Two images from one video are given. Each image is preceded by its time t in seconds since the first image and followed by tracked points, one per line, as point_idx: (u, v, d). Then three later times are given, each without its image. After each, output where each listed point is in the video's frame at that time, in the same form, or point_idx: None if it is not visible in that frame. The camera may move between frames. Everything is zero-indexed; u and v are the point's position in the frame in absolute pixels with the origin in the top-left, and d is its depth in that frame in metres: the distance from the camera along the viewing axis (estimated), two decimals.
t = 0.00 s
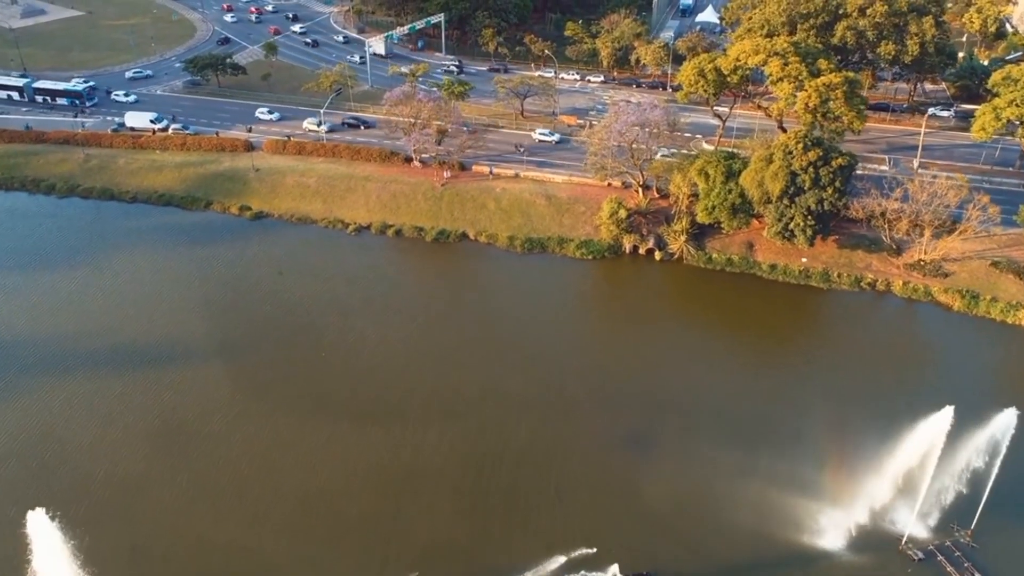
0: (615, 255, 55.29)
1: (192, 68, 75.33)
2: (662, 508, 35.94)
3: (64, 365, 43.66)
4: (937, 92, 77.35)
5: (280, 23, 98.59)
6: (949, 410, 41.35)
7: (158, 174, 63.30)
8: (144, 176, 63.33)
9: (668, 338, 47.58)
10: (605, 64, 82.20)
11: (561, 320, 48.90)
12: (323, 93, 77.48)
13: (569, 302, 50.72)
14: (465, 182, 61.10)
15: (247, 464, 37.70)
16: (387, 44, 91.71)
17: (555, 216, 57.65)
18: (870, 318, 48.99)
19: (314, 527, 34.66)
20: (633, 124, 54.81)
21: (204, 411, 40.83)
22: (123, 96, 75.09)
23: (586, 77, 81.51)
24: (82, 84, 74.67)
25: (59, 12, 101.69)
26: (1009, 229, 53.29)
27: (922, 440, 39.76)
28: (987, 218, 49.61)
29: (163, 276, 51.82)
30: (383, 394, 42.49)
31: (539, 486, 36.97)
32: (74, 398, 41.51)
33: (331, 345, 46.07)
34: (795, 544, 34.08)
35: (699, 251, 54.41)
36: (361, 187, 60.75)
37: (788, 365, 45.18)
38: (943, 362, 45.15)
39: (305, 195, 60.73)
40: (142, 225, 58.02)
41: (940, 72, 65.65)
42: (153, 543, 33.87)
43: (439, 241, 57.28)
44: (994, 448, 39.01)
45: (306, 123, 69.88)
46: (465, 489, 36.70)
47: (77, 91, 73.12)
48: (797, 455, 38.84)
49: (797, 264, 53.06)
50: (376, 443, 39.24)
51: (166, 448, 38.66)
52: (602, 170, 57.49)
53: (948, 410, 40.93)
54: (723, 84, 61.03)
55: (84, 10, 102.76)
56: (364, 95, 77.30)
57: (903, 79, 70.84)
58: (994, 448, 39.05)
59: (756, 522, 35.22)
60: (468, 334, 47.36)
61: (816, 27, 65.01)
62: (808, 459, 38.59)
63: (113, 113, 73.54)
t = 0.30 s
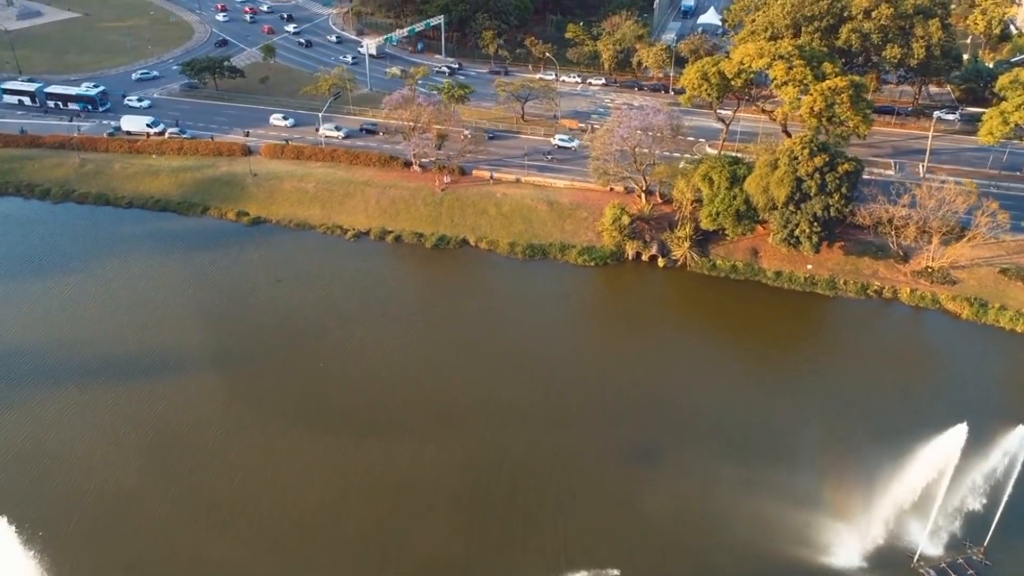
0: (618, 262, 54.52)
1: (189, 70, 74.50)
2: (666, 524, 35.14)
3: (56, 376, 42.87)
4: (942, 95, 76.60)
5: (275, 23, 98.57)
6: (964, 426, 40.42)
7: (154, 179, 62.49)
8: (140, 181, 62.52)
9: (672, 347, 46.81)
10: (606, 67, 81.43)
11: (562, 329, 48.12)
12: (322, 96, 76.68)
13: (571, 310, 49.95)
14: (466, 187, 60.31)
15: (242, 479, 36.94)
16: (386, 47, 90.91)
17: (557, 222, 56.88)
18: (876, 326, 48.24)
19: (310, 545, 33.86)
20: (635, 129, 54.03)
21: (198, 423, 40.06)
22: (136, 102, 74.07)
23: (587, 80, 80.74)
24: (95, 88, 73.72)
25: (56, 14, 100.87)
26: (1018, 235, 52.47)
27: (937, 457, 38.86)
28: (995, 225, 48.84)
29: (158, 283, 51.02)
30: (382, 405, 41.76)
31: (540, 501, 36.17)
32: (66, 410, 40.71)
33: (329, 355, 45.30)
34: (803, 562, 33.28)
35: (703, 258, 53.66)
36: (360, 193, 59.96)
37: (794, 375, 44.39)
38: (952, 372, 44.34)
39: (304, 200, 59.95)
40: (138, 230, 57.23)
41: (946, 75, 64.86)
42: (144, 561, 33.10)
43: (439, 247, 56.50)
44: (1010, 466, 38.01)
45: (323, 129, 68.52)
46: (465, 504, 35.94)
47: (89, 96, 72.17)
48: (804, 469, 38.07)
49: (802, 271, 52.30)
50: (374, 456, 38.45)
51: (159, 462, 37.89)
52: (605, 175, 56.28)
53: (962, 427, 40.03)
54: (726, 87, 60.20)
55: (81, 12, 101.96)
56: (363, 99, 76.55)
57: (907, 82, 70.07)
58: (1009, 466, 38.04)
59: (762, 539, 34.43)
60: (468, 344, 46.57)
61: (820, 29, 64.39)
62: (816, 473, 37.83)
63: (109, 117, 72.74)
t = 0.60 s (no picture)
0: (620, 269, 53.71)
1: (186, 73, 73.61)
2: (672, 540, 34.32)
3: (48, 386, 42.08)
4: (947, 98, 75.80)
5: (270, 23, 98.38)
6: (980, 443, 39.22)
7: (151, 184, 61.67)
8: (136, 186, 61.71)
9: (676, 357, 46.01)
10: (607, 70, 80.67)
11: (564, 337, 47.36)
12: (321, 100, 75.89)
13: (573, 318, 49.20)
14: (467, 193, 59.48)
15: (238, 493, 36.15)
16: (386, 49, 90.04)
17: (559, 228, 56.09)
18: (883, 335, 47.43)
19: (307, 562, 33.04)
20: (639, 134, 53.26)
21: (194, 436, 39.28)
22: (149, 107, 72.80)
23: (589, 82, 79.95)
24: (108, 94, 72.46)
25: (53, 16, 100.10)
26: None
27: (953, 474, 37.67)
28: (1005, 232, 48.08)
29: (153, 291, 50.22)
30: (380, 417, 40.93)
31: (543, 515, 35.33)
32: (58, 422, 39.91)
33: (328, 365, 44.51)
34: None
35: (707, 264, 52.90)
36: (359, 198, 59.15)
37: (801, 385, 43.59)
38: (961, 382, 43.56)
39: (302, 206, 59.14)
40: (133, 237, 56.44)
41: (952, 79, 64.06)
42: None
43: (439, 254, 55.72)
44: None
45: (341, 135, 67.27)
46: (466, 519, 35.11)
47: (102, 102, 71.08)
48: (813, 482, 37.30)
49: (808, 278, 51.53)
50: (374, 470, 37.65)
51: (153, 476, 37.12)
52: (607, 181, 55.43)
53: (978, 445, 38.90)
54: (730, 91, 59.33)
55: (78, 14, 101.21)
56: (362, 102, 75.77)
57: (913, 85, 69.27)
58: None
59: (770, 556, 33.65)
60: (469, 353, 45.80)
61: (825, 32, 63.75)
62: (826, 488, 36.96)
63: (105, 121, 71.95)
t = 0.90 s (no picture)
0: (623, 276, 52.92)
1: (183, 76, 72.79)
2: (677, 557, 33.49)
3: (40, 398, 41.26)
4: (951, 101, 75.02)
5: (264, 23, 98.20)
6: (995, 463, 38.08)
7: (147, 190, 60.84)
8: (133, 191, 60.90)
9: (680, 366, 45.21)
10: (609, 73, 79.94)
11: (566, 347, 46.59)
12: (320, 104, 75.14)
13: (575, 327, 48.43)
14: (467, 198, 58.62)
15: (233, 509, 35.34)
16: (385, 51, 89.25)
17: (561, 234, 55.30)
18: (890, 344, 46.67)
19: None
20: (641, 140, 52.49)
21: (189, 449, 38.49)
22: (164, 113, 71.88)
23: (590, 85, 79.19)
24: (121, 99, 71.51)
25: (49, 17, 99.31)
26: None
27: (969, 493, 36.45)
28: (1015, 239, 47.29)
29: (148, 300, 49.40)
30: (378, 430, 40.15)
31: (545, 532, 34.53)
32: (50, 436, 39.10)
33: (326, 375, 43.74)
34: None
35: (711, 271, 52.13)
36: (358, 204, 58.33)
37: (808, 396, 42.82)
38: (971, 393, 42.81)
39: (300, 212, 58.32)
40: (128, 244, 55.62)
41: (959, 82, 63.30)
42: None
43: (439, 261, 54.97)
44: None
45: (357, 141, 66.17)
46: (467, 536, 34.29)
47: (116, 108, 70.07)
48: (821, 497, 36.52)
49: (814, 286, 50.74)
50: (372, 484, 36.86)
51: (147, 491, 36.30)
52: (611, 186, 54.78)
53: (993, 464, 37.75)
54: (734, 95, 58.54)
55: (74, 15, 100.43)
56: (362, 106, 75.02)
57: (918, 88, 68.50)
58: None
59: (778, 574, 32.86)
60: (469, 363, 45.02)
61: (830, 36, 63.03)
62: (835, 503, 36.16)
63: (102, 125, 71.17)
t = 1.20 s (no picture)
0: (626, 283, 52.15)
1: (181, 79, 71.99)
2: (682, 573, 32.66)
3: (31, 411, 40.44)
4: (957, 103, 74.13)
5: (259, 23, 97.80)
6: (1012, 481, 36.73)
7: (143, 195, 59.99)
8: (129, 197, 60.05)
9: (684, 376, 44.43)
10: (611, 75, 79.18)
11: (568, 356, 45.80)
12: (319, 108, 74.36)
13: (577, 336, 47.62)
14: (468, 204, 57.82)
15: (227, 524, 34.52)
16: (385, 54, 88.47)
17: (563, 241, 54.51)
18: (898, 353, 45.84)
19: None
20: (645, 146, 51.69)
21: (183, 462, 37.69)
22: (181, 119, 70.62)
23: (592, 88, 78.46)
24: (135, 104, 69.91)
25: (46, 19, 98.53)
26: None
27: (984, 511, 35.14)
28: None
29: (143, 309, 48.58)
30: (377, 443, 39.36)
31: (546, 548, 33.72)
32: (41, 449, 38.28)
33: (324, 386, 42.95)
34: None
35: (715, 279, 51.36)
36: (357, 210, 57.54)
37: (814, 407, 42.01)
38: (981, 404, 42.02)
39: (298, 217, 57.50)
40: (124, 251, 54.81)
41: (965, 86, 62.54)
42: None
43: (439, 267, 54.16)
44: None
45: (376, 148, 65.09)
46: (466, 552, 33.47)
47: (130, 113, 68.26)
48: (828, 511, 35.72)
49: (820, 294, 49.94)
50: (370, 498, 36.02)
51: (140, 506, 35.49)
52: (613, 192, 54.03)
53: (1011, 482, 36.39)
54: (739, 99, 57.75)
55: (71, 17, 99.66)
56: (361, 109, 74.24)
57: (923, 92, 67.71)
58: None
59: None
60: (470, 373, 44.23)
61: (835, 39, 62.34)
62: (844, 519, 35.28)
63: (98, 129, 70.40)
